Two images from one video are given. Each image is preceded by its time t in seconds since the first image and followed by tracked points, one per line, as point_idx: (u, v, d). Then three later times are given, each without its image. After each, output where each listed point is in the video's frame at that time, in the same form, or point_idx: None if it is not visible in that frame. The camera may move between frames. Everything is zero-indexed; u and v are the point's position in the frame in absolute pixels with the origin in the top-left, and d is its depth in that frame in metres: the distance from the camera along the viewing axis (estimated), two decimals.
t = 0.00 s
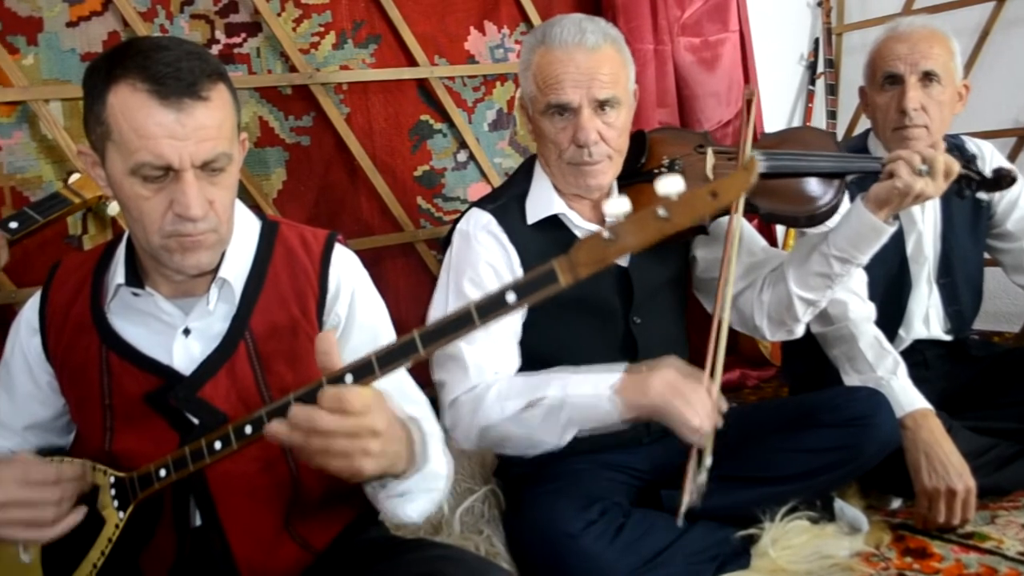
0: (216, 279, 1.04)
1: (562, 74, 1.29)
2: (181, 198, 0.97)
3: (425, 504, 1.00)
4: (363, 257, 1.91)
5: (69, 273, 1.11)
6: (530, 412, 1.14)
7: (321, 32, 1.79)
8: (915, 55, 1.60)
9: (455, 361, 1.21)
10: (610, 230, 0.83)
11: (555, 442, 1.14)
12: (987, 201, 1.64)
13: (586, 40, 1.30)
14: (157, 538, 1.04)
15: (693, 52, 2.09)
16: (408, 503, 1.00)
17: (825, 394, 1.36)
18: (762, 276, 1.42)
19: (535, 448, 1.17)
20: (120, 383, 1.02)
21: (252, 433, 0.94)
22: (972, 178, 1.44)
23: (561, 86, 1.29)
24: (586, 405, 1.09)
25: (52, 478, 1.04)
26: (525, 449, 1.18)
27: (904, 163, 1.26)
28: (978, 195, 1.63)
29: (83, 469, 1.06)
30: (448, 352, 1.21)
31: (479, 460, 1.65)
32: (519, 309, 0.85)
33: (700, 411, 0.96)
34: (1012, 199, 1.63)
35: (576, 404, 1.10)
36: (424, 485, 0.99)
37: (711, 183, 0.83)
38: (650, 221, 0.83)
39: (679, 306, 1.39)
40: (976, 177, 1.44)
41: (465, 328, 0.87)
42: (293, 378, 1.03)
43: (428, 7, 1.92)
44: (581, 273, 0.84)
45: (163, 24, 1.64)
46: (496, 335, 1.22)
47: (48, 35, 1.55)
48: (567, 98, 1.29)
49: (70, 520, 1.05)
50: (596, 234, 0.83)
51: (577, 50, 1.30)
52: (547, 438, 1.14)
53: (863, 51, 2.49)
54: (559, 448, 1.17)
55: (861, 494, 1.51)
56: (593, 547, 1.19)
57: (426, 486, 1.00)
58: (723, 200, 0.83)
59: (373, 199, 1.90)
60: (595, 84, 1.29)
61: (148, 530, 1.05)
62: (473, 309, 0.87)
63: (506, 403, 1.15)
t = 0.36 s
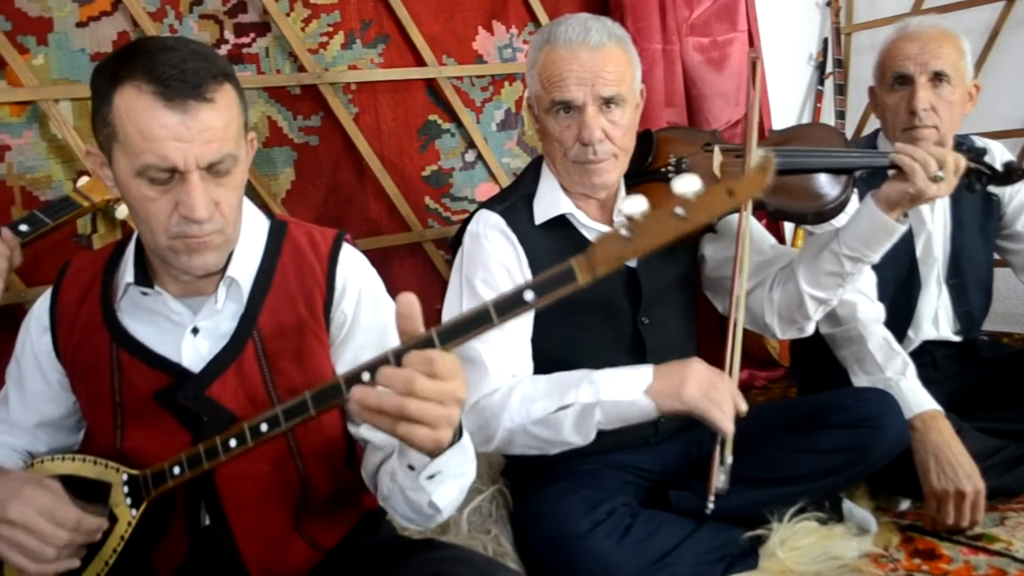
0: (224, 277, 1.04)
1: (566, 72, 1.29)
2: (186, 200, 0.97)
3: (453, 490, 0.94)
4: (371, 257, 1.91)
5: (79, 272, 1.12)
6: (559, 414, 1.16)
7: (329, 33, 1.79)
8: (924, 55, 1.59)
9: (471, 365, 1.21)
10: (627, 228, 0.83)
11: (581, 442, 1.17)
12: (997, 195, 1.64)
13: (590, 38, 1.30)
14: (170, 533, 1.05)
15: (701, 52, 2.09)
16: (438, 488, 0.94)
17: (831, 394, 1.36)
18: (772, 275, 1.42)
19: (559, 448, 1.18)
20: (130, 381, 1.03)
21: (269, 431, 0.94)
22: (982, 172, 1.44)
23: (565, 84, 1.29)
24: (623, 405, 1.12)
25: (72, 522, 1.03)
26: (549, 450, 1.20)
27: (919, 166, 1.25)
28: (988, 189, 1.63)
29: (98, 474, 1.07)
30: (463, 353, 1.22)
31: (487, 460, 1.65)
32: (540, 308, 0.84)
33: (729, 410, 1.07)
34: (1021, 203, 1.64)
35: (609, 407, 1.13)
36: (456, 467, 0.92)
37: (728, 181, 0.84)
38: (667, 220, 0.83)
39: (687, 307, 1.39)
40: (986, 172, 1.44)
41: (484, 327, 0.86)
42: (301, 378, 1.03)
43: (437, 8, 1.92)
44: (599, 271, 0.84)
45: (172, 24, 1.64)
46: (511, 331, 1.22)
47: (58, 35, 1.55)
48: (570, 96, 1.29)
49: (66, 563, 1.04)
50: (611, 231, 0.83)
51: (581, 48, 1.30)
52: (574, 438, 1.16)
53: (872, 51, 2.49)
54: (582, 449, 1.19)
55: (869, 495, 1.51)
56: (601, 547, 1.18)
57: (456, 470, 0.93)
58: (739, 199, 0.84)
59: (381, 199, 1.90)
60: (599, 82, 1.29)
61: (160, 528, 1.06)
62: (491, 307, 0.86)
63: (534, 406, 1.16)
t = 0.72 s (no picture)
0: (233, 278, 1.05)
1: (575, 71, 1.29)
2: (191, 207, 0.97)
3: (401, 510, 1.00)
4: (378, 257, 1.91)
5: (88, 271, 1.12)
6: (562, 418, 1.16)
7: (337, 33, 1.79)
8: (933, 54, 1.59)
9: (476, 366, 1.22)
10: (630, 233, 0.84)
11: (583, 446, 1.18)
12: (1007, 196, 1.62)
13: (599, 37, 1.30)
14: (175, 532, 1.05)
15: (709, 52, 2.08)
16: (384, 510, 1.00)
17: (840, 394, 1.36)
18: (778, 275, 1.41)
19: (561, 449, 1.20)
20: (137, 382, 1.03)
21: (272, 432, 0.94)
22: (991, 172, 1.45)
23: (574, 82, 1.29)
24: (624, 412, 1.11)
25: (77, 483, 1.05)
26: (551, 450, 1.21)
27: (925, 161, 1.24)
28: (997, 189, 1.61)
29: (106, 473, 1.07)
30: (466, 356, 1.22)
31: (493, 460, 1.65)
32: (540, 311, 0.86)
33: (733, 419, 1.01)
34: None
35: (611, 414, 1.12)
36: (399, 495, 0.98)
37: (733, 185, 0.83)
38: (670, 224, 0.83)
39: (695, 307, 1.39)
40: (995, 172, 1.45)
41: (485, 330, 0.89)
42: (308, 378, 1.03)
43: (445, 8, 1.92)
44: (601, 275, 0.85)
45: (180, 24, 1.64)
46: (517, 333, 1.22)
47: (67, 35, 1.56)
48: (578, 94, 1.29)
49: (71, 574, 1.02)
50: (615, 235, 0.85)
51: (590, 47, 1.30)
52: (576, 441, 1.17)
53: (880, 50, 2.48)
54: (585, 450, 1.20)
55: (877, 496, 1.50)
56: (608, 547, 1.19)
57: (404, 495, 0.99)
58: (744, 204, 0.82)
59: (389, 199, 1.91)
60: (607, 80, 1.29)
61: (166, 526, 1.06)
62: (493, 311, 0.88)
63: (538, 409, 1.16)
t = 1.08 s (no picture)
0: (243, 277, 1.05)
1: (587, 72, 1.29)
2: (196, 207, 0.97)
3: (413, 508, 1.02)
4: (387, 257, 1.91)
5: (98, 271, 1.12)
6: (575, 416, 1.17)
7: (346, 32, 1.80)
8: (943, 54, 1.58)
9: (487, 367, 1.22)
10: (640, 231, 0.84)
11: (597, 442, 1.18)
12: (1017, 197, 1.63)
13: (612, 38, 1.30)
14: (185, 531, 1.05)
15: (718, 52, 2.08)
16: (397, 506, 1.01)
17: (848, 396, 1.36)
18: (788, 276, 1.41)
19: (574, 447, 1.20)
20: (147, 380, 1.03)
21: (281, 430, 0.95)
22: (1001, 174, 1.44)
23: (587, 83, 1.29)
24: (634, 407, 1.11)
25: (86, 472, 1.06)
26: (564, 448, 1.22)
27: (939, 167, 1.24)
28: (1009, 190, 1.62)
29: (117, 471, 1.07)
30: (476, 355, 1.22)
31: (501, 460, 1.65)
32: (550, 309, 0.86)
33: (744, 408, 1.02)
34: None
35: (623, 409, 1.13)
36: (413, 491, 1.00)
37: (741, 183, 0.83)
38: (680, 222, 0.83)
39: (704, 307, 1.38)
40: (1006, 173, 1.44)
41: (495, 328, 0.89)
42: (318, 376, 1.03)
43: (454, 8, 1.92)
44: (612, 273, 0.85)
45: (190, 24, 1.65)
46: (526, 333, 1.22)
47: (77, 35, 1.56)
48: (591, 95, 1.29)
49: (105, 511, 1.07)
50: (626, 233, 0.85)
51: (603, 48, 1.29)
52: (590, 437, 1.18)
53: (890, 50, 2.47)
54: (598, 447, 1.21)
55: (886, 497, 1.50)
56: (616, 547, 1.18)
57: (417, 492, 1.00)
58: (753, 201, 0.83)
59: (397, 198, 1.91)
60: (620, 82, 1.29)
61: (174, 526, 1.06)
62: (503, 309, 0.88)
63: (550, 408, 1.17)
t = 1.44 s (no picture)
0: (255, 276, 1.05)
1: (601, 71, 1.29)
2: (206, 209, 0.98)
3: (422, 508, 1.02)
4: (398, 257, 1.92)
5: (111, 271, 1.13)
6: (584, 417, 1.16)
7: (358, 32, 1.80)
8: (957, 54, 1.58)
9: (499, 367, 1.22)
10: (655, 234, 0.84)
11: (607, 443, 1.18)
12: None
13: (626, 38, 1.30)
14: (197, 530, 1.06)
15: (730, 52, 2.07)
16: (406, 506, 1.02)
17: (860, 398, 1.35)
18: (800, 276, 1.41)
19: (585, 447, 1.20)
20: (161, 380, 1.04)
21: (295, 430, 0.95)
22: (1015, 172, 1.43)
23: (600, 82, 1.29)
24: (644, 407, 1.12)
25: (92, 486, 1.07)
26: (576, 448, 1.21)
27: (950, 164, 1.23)
28: None
29: (130, 470, 1.07)
30: (490, 355, 1.22)
31: (513, 460, 1.65)
32: (565, 311, 0.86)
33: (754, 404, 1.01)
34: None
35: (633, 410, 1.13)
36: (423, 492, 1.00)
37: (758, 187, 0.83)
38: (696, 225, 0.83)
39: (716, 309, 1.38)
40: (1020, 172, 1.43)
41: (509, 330, 0.89)
42: (330, 376, 1.04)
43: (466, 8, 1.92)
44: (627, 276, 0.85)
45: (203, 24, 1.65)
46: (539, 333, 1.22)
47: (91, 35, 1.57)
48: (604, 95, 1.29)
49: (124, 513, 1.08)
50: (641, 236, 0.85)
51: (617, 48, 1.29)
52: (599, 438, 1.17)
53: (903, 50, 2.46)
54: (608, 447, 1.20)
55: (899, 499, 1.49)
56: (628, 547, 1.18)
57: (426, 492, 1.01)
58: (770, 206, 0.82)
59: (409, 198, 1.91)
60: (634, 82, 1.29)
61: (186, 524, 1.06)
62: (518, 310, 0.88)
63: (559, 409, 1.17)
